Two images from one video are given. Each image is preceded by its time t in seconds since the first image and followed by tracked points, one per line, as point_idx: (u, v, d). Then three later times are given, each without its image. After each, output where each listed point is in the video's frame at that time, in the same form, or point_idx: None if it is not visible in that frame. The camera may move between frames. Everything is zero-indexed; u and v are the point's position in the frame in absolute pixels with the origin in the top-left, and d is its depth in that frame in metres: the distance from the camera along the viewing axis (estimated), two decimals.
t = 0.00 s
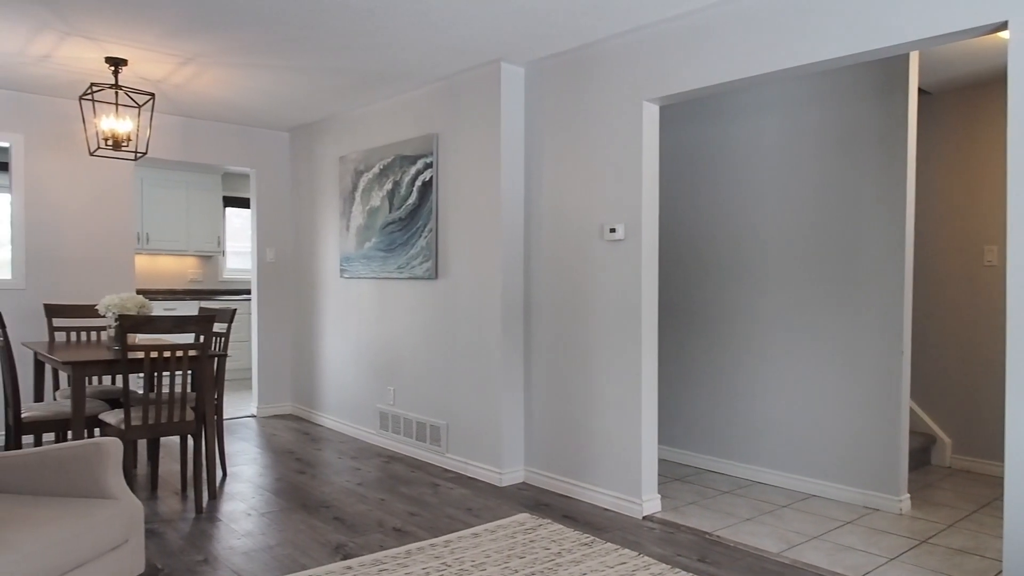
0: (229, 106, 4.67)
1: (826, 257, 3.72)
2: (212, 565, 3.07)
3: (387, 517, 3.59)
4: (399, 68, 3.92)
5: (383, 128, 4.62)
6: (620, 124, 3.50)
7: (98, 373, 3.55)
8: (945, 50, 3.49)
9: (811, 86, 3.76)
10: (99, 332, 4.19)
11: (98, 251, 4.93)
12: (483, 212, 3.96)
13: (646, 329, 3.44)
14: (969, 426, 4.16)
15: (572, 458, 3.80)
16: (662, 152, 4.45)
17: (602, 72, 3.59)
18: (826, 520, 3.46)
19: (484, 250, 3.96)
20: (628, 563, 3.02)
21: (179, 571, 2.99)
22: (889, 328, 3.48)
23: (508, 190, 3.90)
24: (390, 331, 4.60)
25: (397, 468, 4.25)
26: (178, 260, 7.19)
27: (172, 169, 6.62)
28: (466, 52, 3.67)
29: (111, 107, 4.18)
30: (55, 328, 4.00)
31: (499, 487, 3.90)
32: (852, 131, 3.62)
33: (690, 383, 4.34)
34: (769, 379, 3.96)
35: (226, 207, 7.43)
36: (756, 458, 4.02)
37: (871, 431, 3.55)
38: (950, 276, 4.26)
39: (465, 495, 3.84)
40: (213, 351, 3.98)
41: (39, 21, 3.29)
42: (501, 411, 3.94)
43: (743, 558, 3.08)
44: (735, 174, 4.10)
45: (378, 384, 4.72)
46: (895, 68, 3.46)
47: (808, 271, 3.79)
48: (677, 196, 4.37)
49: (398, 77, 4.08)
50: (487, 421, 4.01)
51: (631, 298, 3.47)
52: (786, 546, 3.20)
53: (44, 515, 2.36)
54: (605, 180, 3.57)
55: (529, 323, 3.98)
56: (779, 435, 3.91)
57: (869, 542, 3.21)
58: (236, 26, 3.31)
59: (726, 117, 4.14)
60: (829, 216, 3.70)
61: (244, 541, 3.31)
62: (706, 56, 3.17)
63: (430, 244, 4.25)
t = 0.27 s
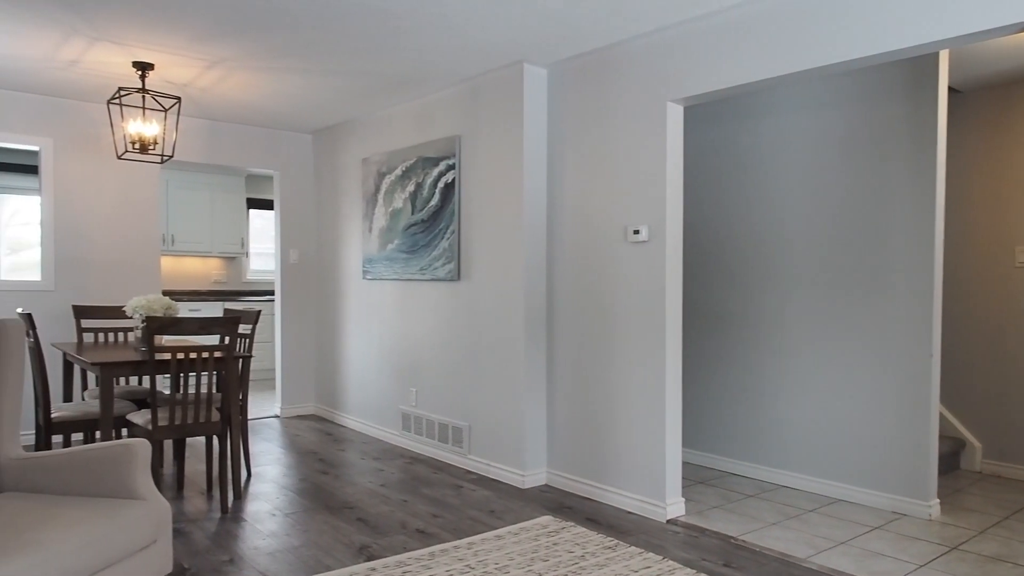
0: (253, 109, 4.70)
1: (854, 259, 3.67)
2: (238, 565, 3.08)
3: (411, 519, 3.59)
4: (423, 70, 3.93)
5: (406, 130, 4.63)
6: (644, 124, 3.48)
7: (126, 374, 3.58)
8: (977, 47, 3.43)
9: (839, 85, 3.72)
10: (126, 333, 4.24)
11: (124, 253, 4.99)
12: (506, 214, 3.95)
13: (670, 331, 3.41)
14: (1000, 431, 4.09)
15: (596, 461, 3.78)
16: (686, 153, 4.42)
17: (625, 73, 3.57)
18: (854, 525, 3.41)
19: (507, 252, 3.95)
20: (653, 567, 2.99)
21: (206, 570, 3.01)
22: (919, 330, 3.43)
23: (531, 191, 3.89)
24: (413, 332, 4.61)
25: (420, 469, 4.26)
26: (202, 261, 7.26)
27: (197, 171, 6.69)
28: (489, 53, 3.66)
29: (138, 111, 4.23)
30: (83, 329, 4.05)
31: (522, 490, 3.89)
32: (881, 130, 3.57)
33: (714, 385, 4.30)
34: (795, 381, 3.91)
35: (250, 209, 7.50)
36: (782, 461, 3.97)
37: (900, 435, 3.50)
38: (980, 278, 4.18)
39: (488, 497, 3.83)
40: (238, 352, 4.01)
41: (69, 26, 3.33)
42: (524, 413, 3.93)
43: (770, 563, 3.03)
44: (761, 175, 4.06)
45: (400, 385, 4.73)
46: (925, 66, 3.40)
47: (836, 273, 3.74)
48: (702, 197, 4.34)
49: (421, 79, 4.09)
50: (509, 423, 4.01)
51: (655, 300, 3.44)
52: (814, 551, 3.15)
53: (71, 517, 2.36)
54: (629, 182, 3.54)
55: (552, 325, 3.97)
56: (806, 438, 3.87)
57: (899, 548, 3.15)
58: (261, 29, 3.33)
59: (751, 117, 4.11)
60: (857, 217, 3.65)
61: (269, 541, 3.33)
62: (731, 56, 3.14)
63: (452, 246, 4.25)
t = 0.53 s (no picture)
0: (277, 111, 4.73)
1: (882, 260, 3.61)
2: (263, 565, 3.10)
3: (434, 520, 3.59)
4: (445, 71, 3.93)
5: (428, 131, 4.64)
6: (669, 125, 3.45)
7: (153, 375, 3.62)
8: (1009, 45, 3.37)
9: (866, 84, 3.66)
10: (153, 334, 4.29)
11: (150, 254, 5.05)
12: (529, 215, 3.94)
13: (695, 333, 3.38)
14: None
15: (619, 463, 3.76)
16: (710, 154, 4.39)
17: (649, 73, 3.54)
18: (882, 530, 3.36)
19: (530, 253, 3.94)
20: (678, 571, 2.95)
21: (232, 570, 3.03)
22: (950, 332, 3.37)
23: (554, 192, 3.87)
24: (435, 333, 4.61)
25: (442, 470, 4.26)
26: (227, 262, 7.33)
27: (221, 173, 6.76)
28: (512, 54, 3.65)
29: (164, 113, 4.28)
30: (111, 330, 4.10)
31: (545, 492, 3.88)
32: (910, 129, 3.51)
33: (739, 388, 4.27)
34: (822, 384, 3.87)
35: (273, 210, 7.56)
36: (808, 465, 3.93)
37: (930, 439, 3.44)
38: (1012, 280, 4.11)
39: (510, 499, 3.82)
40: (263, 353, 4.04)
41: (97, 31, 3.38)
42: (547, 415, 3.91)
43: (797, 568, 2.99)
44: (787, 176, 4.02)
45: (423, 386, 4.74)
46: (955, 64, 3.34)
47: (863, 274, 3.69)
48: (726, 197, 4.31)
49: (443, 80, 4.09)
50: (532, 425, 4.00)
51: (680, 302, 3.41)
52: (841, 556, 3.10)
53: (102, 517, 2.37)
54: (653, 182, 3.52)
55: (575, 327, 3.95)
56: (833, 442, 3.82)
57: (929, 554, 3.09)
58: (286, 32, 3.35)
59: (776, 117, 4.07)
60: (885, 217, 3.60)
61: (294, 541, 3.34)
62: (757, 55, 3.10)
63: (475, 247, 4.25)
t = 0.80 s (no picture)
0: (300, 115, 4.77)
1: (910, 262, 3.56)
2: (287, 566, 3.11)
3: (456, 523, 3.58)
4: (467, 74, 3.93)
5: (450, 133, 4.64)
6: (692, 126, 3.42)
7: (178, 376, 3.65)
8: None
9: (894, 84, 3.61)
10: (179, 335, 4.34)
11: (175, 257, 5.10)
12: (551, 217, 3.93)
13: (719, 336, 3.35)
14: None
15: (642, 467, 3.73)
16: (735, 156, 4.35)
17: (672, 75, 3.52)
18: (911, 537, 3.30)
19: (551, 256, 3.93)
20: None
21: (256, 570, 3.04)
22: (980, 336, 3.31)
23: (577, 195, 3.86)
24: (457, 336, 4.62)
25: (464, 473, 4.26)
26: (250, 264, 7.40)
27: (244, 176, 6.82)
28: (534, 56, 3.65)
29: (189, 118, 4.32)
30: (137, 332, 4.15)
31: (567, 495, 3.86)
32: (939, 129, 3.45)
33: (764, 391, 4.22)
34: (848, 388, 3.81)
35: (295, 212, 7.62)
36: (834, 470, 3.88)
37: (960, 445, 3.38)
38: None
39: (532, 502, 3.81)
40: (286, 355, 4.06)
41: (125, 36, 3.42)
42: (569, 418, 3.90)
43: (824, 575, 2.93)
44: (813, 177, 3.97)
45: (444, 388, 4.74)
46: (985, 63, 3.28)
47: (891, 277, 3.64)
48: (751, 199, 4.27)
49: (465, 83, 4.10)
50: (554, 428, 3.98)
51: (704, 305, 3.38)
52: (869, 563, 3.04)
53: (129, 519, 2.39)
54: (677, 184, 3.49)
55: (597, 330, 3.93)
56: (859, 447, 3.76)
57: (960, 562, 3.03)
58: (310, 36, 3.37)
59: (801, 118, 4.02)
60: (913, 219, 3.54)
61: (316, 543, 3.35)
62: (783, 55, 3.06)
63: (497, 249, 4.25)
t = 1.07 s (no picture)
0: (319, 117, 4.79)
1: (936, 263, 3.51)
2: (307, 566, 3.12)
3: (475, 524, 3.57)
4: (487, 75, 3.93)
5: (469, 134, 4.65)
6: (713, 127, 3.39)
7: (201, 377, 3.68)
8: None
9: (918, 82, 3.56)
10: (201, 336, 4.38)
11: (197, 258, 5.15)
12: (570, 218, 3.92)
13: (741, 338, 3.32)
14: None
15: (662, 469, 3.70)
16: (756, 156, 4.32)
17: (692, 75, 3.49)
18: (937, 542, 3.24)
19: (571, 257, 3.92)
20: None
21: (277, 570, 3.06)
22: (1008, 338, 3.25)
23: (596, 196, 3.84)
24: (476, 337, 4.62)
25: (483, 474, 4.26)
26: (270, 265, 7.46)
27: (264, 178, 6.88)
28: (553, 57, 3.63)
29: (211, 120, 4.36)
30: (160, 333, 4.20)
31: (587, 497, 3.84)
32: (965, 128, 3.39)
33: (786, 394, 4.18)
34: (872, 390, 3.77)
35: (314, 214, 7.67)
36: (857, 473, 3.83)
37: (987, 448, 3.32)
38: None
39: (552, 504, 3.80)
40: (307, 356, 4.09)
41: (148, 40, 3.45)
42: (588, 420, 3.88)
43: None
44: (836, 178, 3.93)
45: (463, 389, 4.75)
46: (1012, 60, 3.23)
47: (916, 278, 3.58)
48: (773, 200, 4.23)
49: (484, 84, 4.09)
50: (573, 430, 3.97)
51: (725, 306, 3.35)
52: (895, 568, 2.99)
53: (153, 520, 2.41)
54: (697, 185, 3.46)
55: (617, 331, 3.91)
56: (883, 450, 3.71)
57: (988, 567, 2.97)
58: (329, 39, 3.39)
59: (824, 118, 3.98)
60: (939, 219, 3.49)
61: (336, 543, 3.37)
62: (805, 53, 3.03)
63: (516, 251, 4.24)
